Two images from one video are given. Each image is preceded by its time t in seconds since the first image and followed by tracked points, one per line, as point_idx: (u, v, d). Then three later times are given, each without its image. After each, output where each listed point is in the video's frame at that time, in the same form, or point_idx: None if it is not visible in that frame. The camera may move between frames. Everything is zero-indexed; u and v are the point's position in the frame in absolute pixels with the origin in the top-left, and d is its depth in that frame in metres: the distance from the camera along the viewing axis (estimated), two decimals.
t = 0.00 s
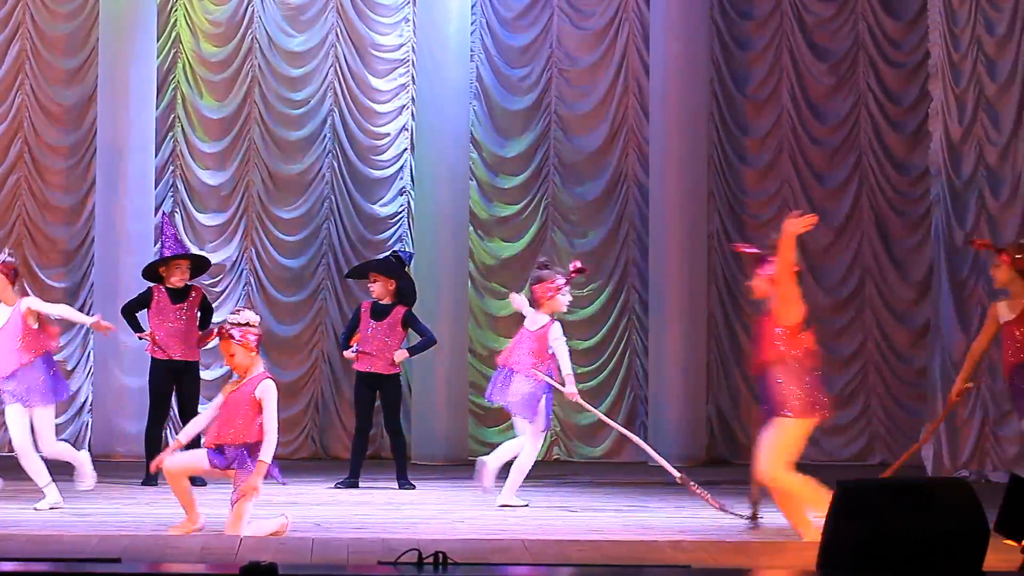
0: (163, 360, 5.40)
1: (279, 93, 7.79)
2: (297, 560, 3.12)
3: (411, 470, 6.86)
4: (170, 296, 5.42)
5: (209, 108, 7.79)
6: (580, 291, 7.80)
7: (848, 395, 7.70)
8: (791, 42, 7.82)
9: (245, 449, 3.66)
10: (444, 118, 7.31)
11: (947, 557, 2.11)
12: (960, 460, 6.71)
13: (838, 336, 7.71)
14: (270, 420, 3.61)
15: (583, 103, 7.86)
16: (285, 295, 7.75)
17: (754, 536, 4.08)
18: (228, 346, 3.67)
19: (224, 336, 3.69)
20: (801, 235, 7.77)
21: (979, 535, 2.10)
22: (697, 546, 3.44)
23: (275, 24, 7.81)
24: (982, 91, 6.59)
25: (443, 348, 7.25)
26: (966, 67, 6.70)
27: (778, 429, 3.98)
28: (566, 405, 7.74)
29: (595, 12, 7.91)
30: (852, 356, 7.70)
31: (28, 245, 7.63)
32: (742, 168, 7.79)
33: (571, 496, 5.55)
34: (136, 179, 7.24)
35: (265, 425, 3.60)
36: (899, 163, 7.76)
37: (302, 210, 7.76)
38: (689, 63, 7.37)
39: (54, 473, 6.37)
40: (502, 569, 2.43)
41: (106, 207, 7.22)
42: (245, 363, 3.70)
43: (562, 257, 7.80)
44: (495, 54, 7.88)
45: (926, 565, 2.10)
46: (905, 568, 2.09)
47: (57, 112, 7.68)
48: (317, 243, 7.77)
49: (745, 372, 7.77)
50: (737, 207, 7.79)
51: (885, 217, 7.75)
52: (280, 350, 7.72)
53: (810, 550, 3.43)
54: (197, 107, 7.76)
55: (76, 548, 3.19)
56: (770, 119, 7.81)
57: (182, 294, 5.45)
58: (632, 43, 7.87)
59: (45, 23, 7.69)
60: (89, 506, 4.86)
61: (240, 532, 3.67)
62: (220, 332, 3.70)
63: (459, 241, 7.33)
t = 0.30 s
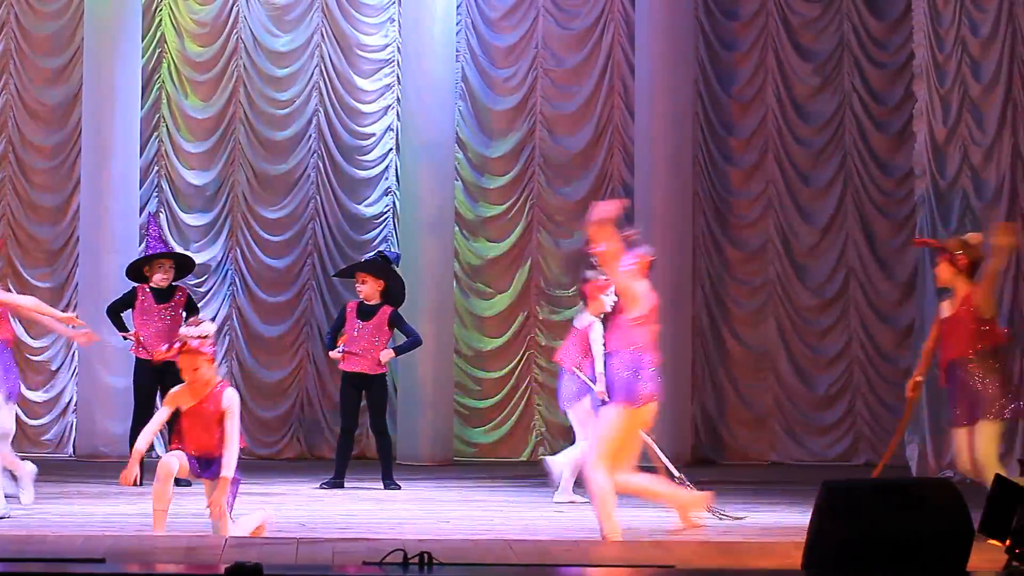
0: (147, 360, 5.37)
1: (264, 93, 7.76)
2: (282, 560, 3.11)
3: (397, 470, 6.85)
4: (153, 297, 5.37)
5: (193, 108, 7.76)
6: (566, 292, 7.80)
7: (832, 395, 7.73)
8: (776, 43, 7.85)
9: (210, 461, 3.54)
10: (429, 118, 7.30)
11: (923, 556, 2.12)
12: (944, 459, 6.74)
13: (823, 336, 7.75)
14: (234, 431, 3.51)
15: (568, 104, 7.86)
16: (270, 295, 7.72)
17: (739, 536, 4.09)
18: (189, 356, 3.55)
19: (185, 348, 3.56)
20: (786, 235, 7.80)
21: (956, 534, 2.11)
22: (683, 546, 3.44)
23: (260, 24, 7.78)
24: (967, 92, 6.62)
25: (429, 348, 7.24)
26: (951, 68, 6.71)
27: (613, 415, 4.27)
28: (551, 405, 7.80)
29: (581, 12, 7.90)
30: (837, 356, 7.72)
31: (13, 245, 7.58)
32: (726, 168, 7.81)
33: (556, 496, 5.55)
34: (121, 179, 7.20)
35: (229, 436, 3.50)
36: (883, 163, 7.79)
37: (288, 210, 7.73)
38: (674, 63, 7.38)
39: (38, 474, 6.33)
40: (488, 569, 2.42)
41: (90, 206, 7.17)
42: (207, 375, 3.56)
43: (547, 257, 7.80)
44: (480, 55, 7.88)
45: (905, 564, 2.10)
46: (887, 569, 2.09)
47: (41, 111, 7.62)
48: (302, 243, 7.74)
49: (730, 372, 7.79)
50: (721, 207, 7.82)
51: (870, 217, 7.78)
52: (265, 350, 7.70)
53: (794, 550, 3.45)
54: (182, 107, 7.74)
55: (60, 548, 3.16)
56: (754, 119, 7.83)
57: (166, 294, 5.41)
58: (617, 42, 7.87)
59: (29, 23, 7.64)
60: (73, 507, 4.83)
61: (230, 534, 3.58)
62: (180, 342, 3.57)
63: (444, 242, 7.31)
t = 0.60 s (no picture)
0: (139, 359, 5.34)
1: (255, 93, 7.75)
2: (273, 560, 3.10)
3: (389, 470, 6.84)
4: (146, 296, 5.37)
5: (185, 107, 7.75)
6: (558, 291, 7.80)
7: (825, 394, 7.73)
8: (767, 43, 7.86)
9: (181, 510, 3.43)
10: (420, 118, 7.28)
11: (915, 556, 2.11)
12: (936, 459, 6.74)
13: (815, 336, 7.75)
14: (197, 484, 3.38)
15: (560, 103, 7.86)
16: (261, 295, 7.70)
17: (731, 536, 4.09)
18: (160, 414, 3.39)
19: (160, 406, 3.40)
20: (778, 235, 7.81)
21: (946, 535, 2.09)
22: (675, 546, 3.44)
23: (252, 24, 7.77)
24: (958, 92, 6.61)
25: (421, 347, 7.23)
26: (942, 69, 6.65)
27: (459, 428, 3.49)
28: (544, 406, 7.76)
29: (573, 12, 7.90)
30: (830, 357, 7.72)
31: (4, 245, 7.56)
32: (718, 168, 7.82)
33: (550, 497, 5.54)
34: (112, 179, 7.18)
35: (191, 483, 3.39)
36: (875, 163, 7.79)
37: (279, 210, 7.72)
38: (666, 64, 7.38)
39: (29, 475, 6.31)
40: (479, 569, 2.41)
41: (81, 206, 7.15)
42: (179, 430, 3.41)
43: (540, 257, 7.79)
44: (472, 54, 7.89)
45: (893, 563, 2.10)
46: (879, 567, 2.10)
47: (32, 112, 7.60)
48: (294, 243, 7.72)
49: (722, 372, 7.80)
50: (713, 207, 7.84)
51: (862, 217, 7.79)
52: (257, 350, 7.68)
53: (786, 550, 3.44)
54: (173, 107, 7.73)
55: (50, 548, 3.14)
56: (746, 119, 7.84)
57: (158, 294, 5.40)
58: (608, 42, 7.87)
59: (20, 23, 7.61)
60: (65, 507, 4.81)
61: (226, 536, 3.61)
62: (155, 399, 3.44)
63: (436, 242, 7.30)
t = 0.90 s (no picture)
0: (135, 359, 5.33)
1: (252, 93, 7.74)
2: (271, 561, 3.09)
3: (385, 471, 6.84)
4: (143, 296, 5.36)
5: (181, 108, 7.72)
6: (555, 291, 7.79)
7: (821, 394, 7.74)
8: (764, 43, 7.86)
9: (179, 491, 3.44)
10: (417, 119, 7.29)
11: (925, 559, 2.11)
12: (933, 459, 6.76)
13: (811, 336, 7.75)
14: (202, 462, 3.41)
15: (556, 103, 7.87)
16: (258, 295, 7.69)
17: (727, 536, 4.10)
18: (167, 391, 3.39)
19: (167, 384, 3.38)
20: (774, 235, 7.81)
21: (953, 535, 2.09)
22: (671, 546, 3.44)
23: (248, 24, 7.76)
24: (954, 92, 6.62)
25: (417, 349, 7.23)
26: (938, 68, 6.70)
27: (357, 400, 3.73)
28: (540, 406, 7.76)
29: (569, 12, 7.90)
30: (826, 357, 7.73)
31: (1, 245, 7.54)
32: (715, 168, 7.83)
33: (546, 496, 5.54)
34: (109, 180, 7.17)
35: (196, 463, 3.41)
36: (870, 163, 7.82)
37: (275, 210, 7.71)
38: (663, 64, 7.38)
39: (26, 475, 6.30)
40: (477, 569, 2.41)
41: (78, 206, 7.14)
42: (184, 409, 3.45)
43: (536, 257, 7.80)
44: (469, 54, 7.86)
45: (890, 567, 2.08)
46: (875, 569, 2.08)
47: (28, 112, 7.58)
48: (291, 242, 7.72)
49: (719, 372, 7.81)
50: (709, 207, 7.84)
51: (858, 217, 7.80)
52: (253, 350, 7.67)
53: (783, 550, 3.45)
54: (170, 107, 7.71)
55: (47, 549, 3.13)
56: (743, 119, 7.84)
57: (155, 293, 5.40)
58: (605, 42, 7.88)
59: (17, 23, 7.60)
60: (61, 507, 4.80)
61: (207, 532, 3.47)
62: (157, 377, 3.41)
63: (432, 242, 7.30)
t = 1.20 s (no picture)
0: (136, 359, 5.30)
1: (250, 93, 7.74)
2: (269, 562, 3.08)
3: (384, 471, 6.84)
4: (143, 296, 5.37)
5: (180, 108, 7.72)
6: (554, 291, 7.79)
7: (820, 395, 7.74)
8: (763, 43, 7.86)
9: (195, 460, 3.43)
10: (416, 119, 7.28)
11: (924, 559, 2.10)
12: (932, 459, 6.76)
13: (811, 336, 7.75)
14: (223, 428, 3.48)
15: (555, 104, 7.86)
16: (258, 295, 7.69)
17: (727, 536, 4.10)
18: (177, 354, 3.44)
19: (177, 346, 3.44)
20: (773, 235, 7.81)
21: (950, 535, 2.09)
22: (669, 546, 3.44)
23: (247, 24, 7.76)
24: (953, 92, 6.63)
25: (417, 349, 7.22)
26: (937, 68, 6.74)
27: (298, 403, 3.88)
28: (539, 406, 7.76)
29: (568, 12, 7.89)
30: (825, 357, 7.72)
31: None
32: (714, 168, 7.82)
33: (545, 497, 5.55)
34: (108, 180, 7.17)
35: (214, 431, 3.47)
36: (870, 164, 7.81)
37: (274, 210, 7.71)
38: (661, 65, 7.38)
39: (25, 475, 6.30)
40: (475, 568, 2.41)
41: (77, 206, 7.13)
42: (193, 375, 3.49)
43: (536, 257, 7.80)
44: (468, 54, 7.88)
45: (889, 566, 2.08)
46: (874, 568, 2.08)
47: (27, 112, 7.58)
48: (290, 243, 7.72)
49: (718, 372, 7.80)
50: (708, 207, 7.84)
51: (857, 217, 7.79)
52: (252, 350, 7.67)
53: (782, 550, 3.45)
54: (169, 107, 7.71)
55: (44, 550, 3.11)
56: (742, 119, 7.85)
57: (155, 291, 5.41)
58: (604, 42, 7.86)
59: (16, 23, 7.60)
60: (61, 507, 4.80)
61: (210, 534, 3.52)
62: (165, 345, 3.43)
63: (431, 243, 7.30)
